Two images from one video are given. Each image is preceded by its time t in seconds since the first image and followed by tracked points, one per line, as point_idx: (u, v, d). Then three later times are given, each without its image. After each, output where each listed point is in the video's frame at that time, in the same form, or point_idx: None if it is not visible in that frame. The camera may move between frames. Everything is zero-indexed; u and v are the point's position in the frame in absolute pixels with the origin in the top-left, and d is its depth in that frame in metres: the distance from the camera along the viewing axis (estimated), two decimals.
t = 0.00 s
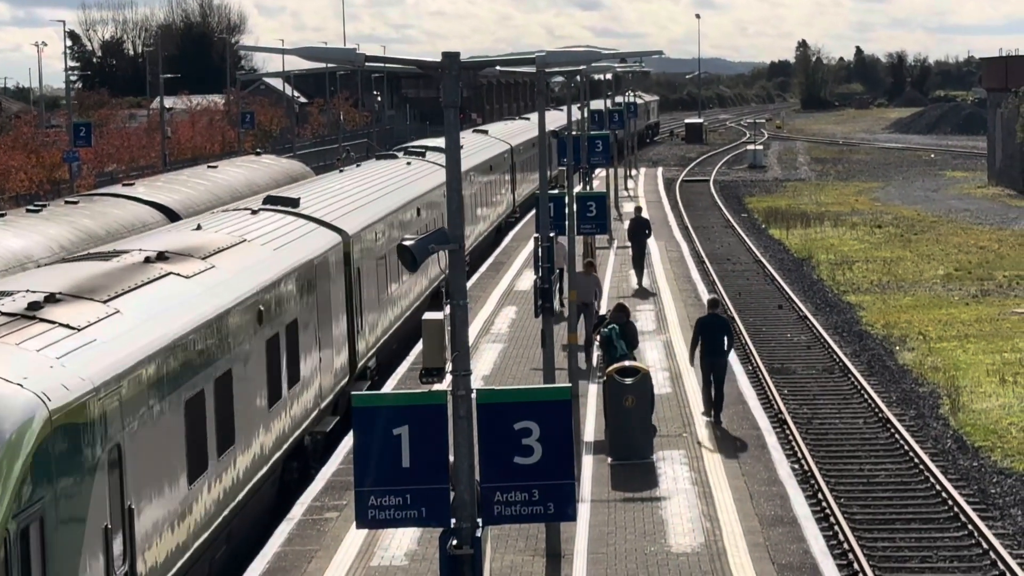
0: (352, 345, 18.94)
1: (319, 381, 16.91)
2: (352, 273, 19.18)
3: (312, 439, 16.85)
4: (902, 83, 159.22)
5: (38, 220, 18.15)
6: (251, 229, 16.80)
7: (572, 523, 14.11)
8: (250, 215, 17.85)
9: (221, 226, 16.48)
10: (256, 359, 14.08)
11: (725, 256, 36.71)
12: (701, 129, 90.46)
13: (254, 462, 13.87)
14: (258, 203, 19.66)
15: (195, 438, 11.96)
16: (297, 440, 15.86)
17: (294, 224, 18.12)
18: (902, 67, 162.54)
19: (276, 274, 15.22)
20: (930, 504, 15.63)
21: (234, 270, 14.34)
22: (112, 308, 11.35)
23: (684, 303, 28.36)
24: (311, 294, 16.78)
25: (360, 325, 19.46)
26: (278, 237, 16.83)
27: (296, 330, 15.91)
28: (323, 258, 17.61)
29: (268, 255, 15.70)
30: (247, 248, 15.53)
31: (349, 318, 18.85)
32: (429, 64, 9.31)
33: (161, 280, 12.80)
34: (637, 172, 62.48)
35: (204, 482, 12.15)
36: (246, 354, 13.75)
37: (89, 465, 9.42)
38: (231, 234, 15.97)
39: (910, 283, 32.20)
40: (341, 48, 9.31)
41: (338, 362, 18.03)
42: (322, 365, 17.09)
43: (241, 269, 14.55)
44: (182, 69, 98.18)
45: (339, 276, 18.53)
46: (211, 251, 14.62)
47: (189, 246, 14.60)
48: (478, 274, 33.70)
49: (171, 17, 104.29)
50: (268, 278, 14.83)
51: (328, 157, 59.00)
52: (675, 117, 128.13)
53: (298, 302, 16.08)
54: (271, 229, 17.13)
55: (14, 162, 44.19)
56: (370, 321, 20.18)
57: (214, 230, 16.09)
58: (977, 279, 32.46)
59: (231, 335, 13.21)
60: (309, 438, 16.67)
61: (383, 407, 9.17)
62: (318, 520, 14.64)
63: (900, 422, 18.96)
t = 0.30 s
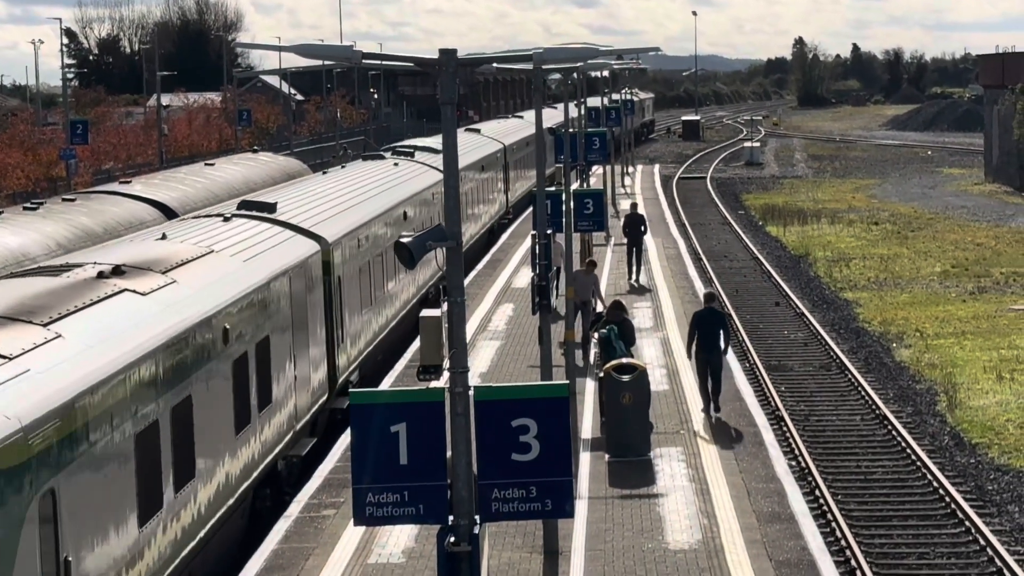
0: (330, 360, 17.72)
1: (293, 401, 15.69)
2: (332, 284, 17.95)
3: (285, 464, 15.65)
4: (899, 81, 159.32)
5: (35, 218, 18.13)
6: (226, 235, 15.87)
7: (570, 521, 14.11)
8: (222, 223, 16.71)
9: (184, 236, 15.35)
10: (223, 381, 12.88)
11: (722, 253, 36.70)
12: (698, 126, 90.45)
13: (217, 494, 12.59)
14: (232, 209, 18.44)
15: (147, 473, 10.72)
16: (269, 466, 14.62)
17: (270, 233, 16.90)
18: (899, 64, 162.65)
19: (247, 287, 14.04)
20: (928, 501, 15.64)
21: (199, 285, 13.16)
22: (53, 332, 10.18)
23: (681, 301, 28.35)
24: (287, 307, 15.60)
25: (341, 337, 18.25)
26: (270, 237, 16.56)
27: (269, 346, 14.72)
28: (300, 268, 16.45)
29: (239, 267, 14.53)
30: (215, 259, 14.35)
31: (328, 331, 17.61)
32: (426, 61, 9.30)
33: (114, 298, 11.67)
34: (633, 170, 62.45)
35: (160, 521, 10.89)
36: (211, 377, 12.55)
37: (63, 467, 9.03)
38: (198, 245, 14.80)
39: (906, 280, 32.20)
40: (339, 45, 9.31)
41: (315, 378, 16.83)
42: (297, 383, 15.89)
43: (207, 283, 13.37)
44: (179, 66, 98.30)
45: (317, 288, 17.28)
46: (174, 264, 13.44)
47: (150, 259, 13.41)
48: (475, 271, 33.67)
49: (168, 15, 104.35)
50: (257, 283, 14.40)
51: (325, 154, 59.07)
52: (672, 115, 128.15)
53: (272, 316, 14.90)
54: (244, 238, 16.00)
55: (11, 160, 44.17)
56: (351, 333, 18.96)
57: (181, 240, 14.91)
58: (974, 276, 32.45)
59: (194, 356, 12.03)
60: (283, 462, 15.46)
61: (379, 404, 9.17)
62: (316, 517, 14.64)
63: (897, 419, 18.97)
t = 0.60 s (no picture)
0: (308, 377, 16.38)
1: (266, 424, 14.41)
2: (310, 296, 16.63)
3: (255, 491, 14.39)
4: (895, 78, 159.34)
5: (31, 215, 18.11)
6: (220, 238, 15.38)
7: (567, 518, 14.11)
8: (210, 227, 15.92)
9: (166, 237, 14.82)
10: (181, 407, 11.60)
11: (718, 250, 36.73)
12: (694, 123, 90.40)
13: (175, 535, 11.32)
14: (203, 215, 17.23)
15: (91, 516, 9.45)
16: (237, 496, 13.38)
17: (242, 241, 15.61)
18: (895, 61, 162.68)
19: (212, 302, 12.78)
20: (924, 498, 15.65)
21: (156, 303, 11.89)
22: None
23: (678, 298, 28.35)
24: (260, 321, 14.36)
25: (320, 351, 16.96)
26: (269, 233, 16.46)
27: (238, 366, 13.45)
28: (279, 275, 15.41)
29: (206, 280, 13.30)
30: (178, 274, 13.10)
31: (304, 346, 16.29)
32: (422, 58, 9.29)
33: (59, 320, 10.41)
34: (630, 167, 62.46)
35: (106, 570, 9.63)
36: (168, 404, 11.27)
37: (62, 462, 8.96)
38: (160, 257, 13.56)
39: (903, 277, 32.22)
40: (335, 43, 9.30)
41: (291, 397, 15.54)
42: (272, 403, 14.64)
43: (166, 300, 12.12)
44: (175, 63, 98.25)
45: (293, 300, 15.94)
46: (130, 280, 12.15)
47: (102, 275, 12.14)
48: (472, 269, 33.67)
49: (164, 11, 104.26)
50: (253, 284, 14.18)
51: (321, 152, 59.07)
52: (669, 112, 128.18)
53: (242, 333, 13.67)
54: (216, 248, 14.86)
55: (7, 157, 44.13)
56: (332, 346, 17.64)
57: (141, 252, 13.63)
58: (971, 273, 32.48)
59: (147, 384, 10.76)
60: (253, 490, 14.21)
61: (376, 402, 9.18)
62: (313, 514, 14.64)
63: (894, 416, 18.99)
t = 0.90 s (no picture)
0: (283, 397, 15.29)
1: (236, 449, 13.31)
2: (286, 309, 15.54)
3: (222, 523, 13.33)
4: (892, 75, 159.38)
5: (27, 213, 18.09)
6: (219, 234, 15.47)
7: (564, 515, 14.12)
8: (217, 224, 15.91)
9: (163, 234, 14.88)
10: (139, 436, 10.61)
11: (715, 248, 36.73)
12: (691, 121, 90.34)
13: None
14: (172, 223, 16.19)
15: (26, 563, 8.42)
16: (202, 530, 12.30)
17: (212, 252, 14.59)
18: (892, 58, 162.72)
19: (173, 320, 11.75)
20: (921, 495, 15.67)
21: (107, 324, 10.82)
22: None
23: (674, 296, 28.34)
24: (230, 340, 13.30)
25: (297, 367, 15.90)
26: (267, 229, 16.55)
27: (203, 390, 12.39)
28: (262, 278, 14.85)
29: (168, 297, 12.27)
30: (135, 289, 12.05)
31: (279, 365, 15.18)
32: (418, 55, 9.29)
33: None
34: (627, 164, 62.44)
35: None
36: (117, 438, 10.17)
37: (56, 460, 8.96)
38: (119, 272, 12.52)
39: (900, 275, 32.22)
40: (332, 40, 9.29)
41: (266, 417, 14.48)
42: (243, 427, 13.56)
43: (120, 319, 11.08)
44: (172, 61, 98.24)
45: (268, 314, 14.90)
46: (80, 297, 11.08)
47: (52, 291, 11.08)
48: (469, 267, 33.65)
49: (160, 9, 104.20)
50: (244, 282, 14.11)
51: (318, 150, 59.05)
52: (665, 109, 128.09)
53: (209, 353, 12.63)
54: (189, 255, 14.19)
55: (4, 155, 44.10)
56: (310, 363, 16.53)
57: (98, 265, 12.58)
58: (967, 270, 32.49)
59: (91, 414, 9.64)
60: (220, 521, 13.13)
61: (373, 400, 9.14)
62: (310, 512, 14.64)
63: (891, 413, 19.01)
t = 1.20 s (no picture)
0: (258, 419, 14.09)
1: (200, 480, 12.10)
2: (261, 325, 14.28)
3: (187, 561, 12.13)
4: (889, 72, 159.44)
5: (24, 211, 18.07)
6: (219, 230, 15.60)
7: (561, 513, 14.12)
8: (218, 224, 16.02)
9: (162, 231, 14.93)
10: (79, 477, 9.43)
11: (712, 245, 36.74)
12: (688, 119, 90.40)
13: None
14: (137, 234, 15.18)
15: None
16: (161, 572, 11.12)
17: (177, 265, 13.39)
18: (889, 57, 162.81)
19: (131, 340, 10.68)
20: (918, 493, 15.67)
21: (48, 349, 9.68)
22: None
23: (671, 293, 28.34)
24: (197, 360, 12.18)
25: (276, 386, 14.75)
26: (266, 227, 16.59)
27: (163, 416, 11.24)
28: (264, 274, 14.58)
29: (126, 315, 11.17)
30: (90, 307, 10.98)
31: (252, 388, 13.90)
32: (416, 53, 9.27)
33: None
34: (624, 162, 62.48)
35: None
36: (63, 479, 9.13)
37: (55, 457, 8.99)
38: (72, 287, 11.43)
39: (897, 272, 32.24)
40: (329, 37, 9.28)
41: (237, 443, 13.27)
42: (210, 456, 12.38)
43: (70, 339, 10.03)
44: (169, 59, 98.27)
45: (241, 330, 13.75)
46: (19, 320, 9.94)
47: None
48: (466, 264, 33.66)
49: (157, 7, 104.22)
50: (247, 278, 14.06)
51: (314, 147, 59.05)
52: (661, 107, 128.11)
53: (170, 376, 11.50)
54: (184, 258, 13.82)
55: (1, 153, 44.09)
56: (290, 380, 15.45)
57: (45, 282, 11.42)
58: (964, 268, 32.51)
59: (34, 444, 8.66)
60: (184, 559, 11.94)
61: (370, 398, 9.15)
62: (306, 510, 14.62)
63: (888, 411, 19.02)
